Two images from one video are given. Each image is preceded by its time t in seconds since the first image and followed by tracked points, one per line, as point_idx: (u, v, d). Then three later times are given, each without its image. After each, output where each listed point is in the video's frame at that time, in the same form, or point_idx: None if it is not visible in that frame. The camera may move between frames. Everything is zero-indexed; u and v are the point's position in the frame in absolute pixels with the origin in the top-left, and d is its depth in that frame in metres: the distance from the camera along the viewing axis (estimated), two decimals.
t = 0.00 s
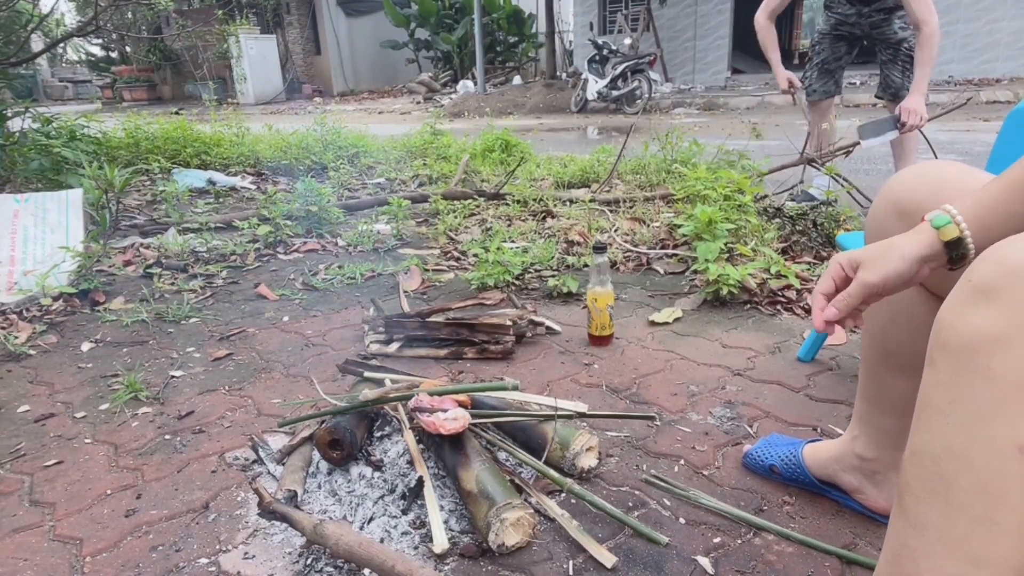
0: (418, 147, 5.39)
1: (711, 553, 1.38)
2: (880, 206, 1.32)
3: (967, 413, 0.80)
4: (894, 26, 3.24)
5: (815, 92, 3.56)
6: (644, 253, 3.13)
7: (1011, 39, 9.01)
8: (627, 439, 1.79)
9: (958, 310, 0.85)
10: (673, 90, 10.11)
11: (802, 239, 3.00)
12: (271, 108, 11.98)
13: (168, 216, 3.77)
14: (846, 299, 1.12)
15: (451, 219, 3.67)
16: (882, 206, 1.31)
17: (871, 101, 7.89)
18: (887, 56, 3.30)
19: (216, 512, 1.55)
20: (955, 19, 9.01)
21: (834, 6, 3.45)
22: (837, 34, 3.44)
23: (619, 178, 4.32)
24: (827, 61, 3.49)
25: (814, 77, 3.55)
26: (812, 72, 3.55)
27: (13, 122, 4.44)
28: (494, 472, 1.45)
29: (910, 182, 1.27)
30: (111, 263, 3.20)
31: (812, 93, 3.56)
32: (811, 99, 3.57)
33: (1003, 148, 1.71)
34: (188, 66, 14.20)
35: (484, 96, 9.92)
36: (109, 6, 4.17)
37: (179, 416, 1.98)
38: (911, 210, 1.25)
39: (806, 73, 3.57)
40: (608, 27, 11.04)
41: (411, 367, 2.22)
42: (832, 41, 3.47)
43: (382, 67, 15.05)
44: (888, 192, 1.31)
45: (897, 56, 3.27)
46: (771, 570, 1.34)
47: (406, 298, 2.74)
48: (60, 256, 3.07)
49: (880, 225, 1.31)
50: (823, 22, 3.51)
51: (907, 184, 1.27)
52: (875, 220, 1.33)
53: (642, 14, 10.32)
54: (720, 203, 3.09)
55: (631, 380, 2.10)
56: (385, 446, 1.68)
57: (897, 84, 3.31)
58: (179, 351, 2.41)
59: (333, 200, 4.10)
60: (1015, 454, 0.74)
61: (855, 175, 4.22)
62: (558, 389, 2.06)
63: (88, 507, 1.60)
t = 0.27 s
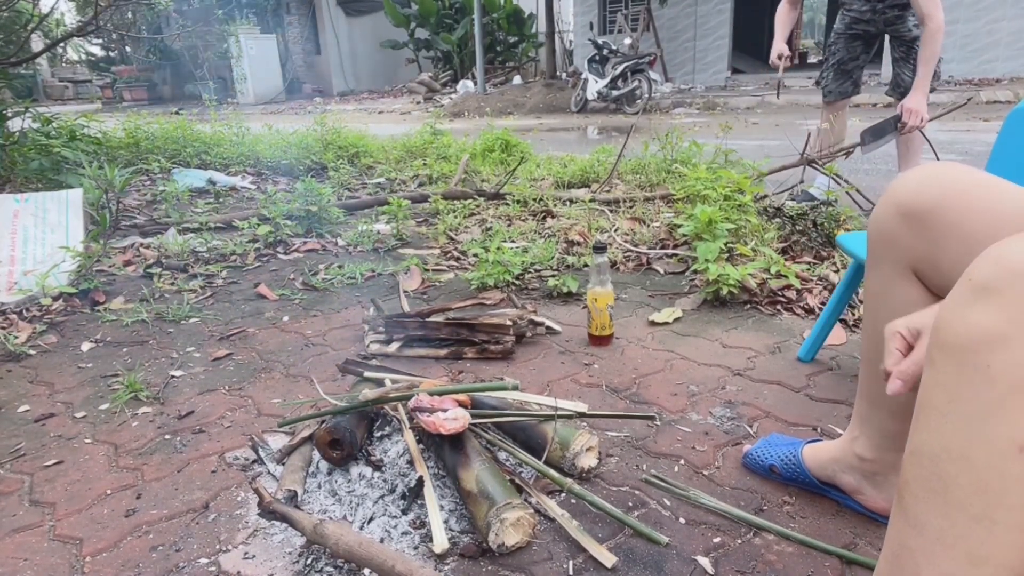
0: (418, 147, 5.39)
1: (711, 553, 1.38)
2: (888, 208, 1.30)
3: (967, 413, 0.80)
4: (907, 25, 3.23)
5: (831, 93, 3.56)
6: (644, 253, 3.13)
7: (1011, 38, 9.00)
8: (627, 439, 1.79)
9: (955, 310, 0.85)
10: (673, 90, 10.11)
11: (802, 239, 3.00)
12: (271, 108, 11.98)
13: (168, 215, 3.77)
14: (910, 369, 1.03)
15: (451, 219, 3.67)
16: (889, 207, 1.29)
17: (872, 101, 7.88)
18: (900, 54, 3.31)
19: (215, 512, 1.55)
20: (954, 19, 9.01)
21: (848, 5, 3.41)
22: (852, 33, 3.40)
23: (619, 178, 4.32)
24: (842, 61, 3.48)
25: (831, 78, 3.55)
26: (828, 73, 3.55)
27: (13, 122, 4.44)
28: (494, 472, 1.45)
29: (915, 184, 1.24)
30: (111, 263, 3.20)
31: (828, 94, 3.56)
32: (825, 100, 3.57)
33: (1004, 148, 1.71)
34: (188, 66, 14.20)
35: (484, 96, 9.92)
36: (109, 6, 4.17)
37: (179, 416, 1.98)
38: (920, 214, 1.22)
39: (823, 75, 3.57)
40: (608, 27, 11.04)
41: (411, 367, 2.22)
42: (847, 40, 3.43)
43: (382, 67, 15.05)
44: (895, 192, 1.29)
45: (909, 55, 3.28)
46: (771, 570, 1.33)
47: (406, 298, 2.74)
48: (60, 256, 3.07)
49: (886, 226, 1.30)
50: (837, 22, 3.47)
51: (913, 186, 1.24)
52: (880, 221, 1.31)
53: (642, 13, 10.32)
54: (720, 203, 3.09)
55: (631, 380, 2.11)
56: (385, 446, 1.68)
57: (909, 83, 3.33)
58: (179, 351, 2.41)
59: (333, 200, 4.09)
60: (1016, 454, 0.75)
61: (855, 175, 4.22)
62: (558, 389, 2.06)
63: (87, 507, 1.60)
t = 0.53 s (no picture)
0: (418, 147, 5.39)
1: (711, 553, 1.39)
2: (896, 207, 1.26)
3: (963, 410, 0.81)
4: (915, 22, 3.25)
5: (835, 94, 3.49)
6: (644, 253, 3.13)
7: (1011, 38, 8.99)
8: (627, 439, 1.79)
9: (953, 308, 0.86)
10: (673, 90, 10.11)
11: (802, 239, 3.00)
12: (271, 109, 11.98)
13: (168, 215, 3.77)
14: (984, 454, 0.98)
15: (451, 219, 3.67)
16: (898, 206, 1.25)
17: (872, 101, 7.88)
18: (906, 52, 3.34)
19: (216, 513, 1.55)
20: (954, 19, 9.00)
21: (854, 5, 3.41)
22: (857, 33, 3.40)
23: (619, 178, 4.32)
24: (847, 62, 3.46)
25: (835, 79, 3.51)
26: (832, 74, 3.51)
27: (13, 122, 4.44)
28: (494, 472, 1.45)
29: (924, 184, 1.20)
30: (111, 263, 3.20)
31: (833, 95, 3.51)
32: (829, 101, 3.51)
33: (1004, 149, 1.71)
34: (189, 66, 14.20)
35: (484, 96, 9.92)
36: (109, 6, 4.18)
37: (179, 416, 1.98)
38: (928, 213, 1.18)
39: (827, 75, 3.52)
40: (608, 27, 11.04)
41: (411, 366, 2.22)
42: (853, 41, 3.43)
43: (382, 67, 15.05)
44: (905, 191, 1.25)
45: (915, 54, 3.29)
46: (771, 570, 1.34)
47: (406, 298, 2.75)
48: (60, 256, 3.07)
49: (896, 226, 1.26)
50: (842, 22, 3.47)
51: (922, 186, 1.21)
52: (889, 222, 1.28)
53: (642, 14, 10.32)
54: (720, 203, 3.09)
55: (631, 380, 2.11)
56: (384, 446, 1.68)
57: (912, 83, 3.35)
58: (179, 351, 2.41)
59: (333, 201, 4.10)
60: (1010, 451, 0.76)
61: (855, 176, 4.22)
62: (557, 389, 2.06)
63: (88, 507, 1.60)
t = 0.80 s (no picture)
0: (418, 147, 5.39)
1: (711, 554, 1.38)
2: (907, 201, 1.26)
3: (958, 403, 0.81)
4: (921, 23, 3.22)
5: (838, 95, 3.47)
6: (644, 253, 3.13)
7: (1011, 39, 8.99)
8: (627, 439, 1.79)
9: (945, 302, 0.86)
10: (673, 91, 10.11)
11: (801, 239, 3.00)
12: (271, 109, 11.99)
13: (168, 215, 3.77)
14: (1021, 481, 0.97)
15: (451, 219, 3.67)
16: (910, 199, 1.25)
17: (872, 101, 7.88)
18: (911, 50, 3.31)
19: (216, 513, 1.55)
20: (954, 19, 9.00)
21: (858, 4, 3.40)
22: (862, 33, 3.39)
23: (619, 178, 4.32)
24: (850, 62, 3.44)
25: (838, 79, 3.47)
26: (834, 74, 3.47)
27: (13, 122, 4.45)
28: (494, 472, 1.45)
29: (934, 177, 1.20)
30: (111, 263, 3.20)
31: (835, 96, 3.47)
32: (834, 101, 3.49)
33: (1004, 148, 1.71)
34: (188, 67, 14.20)
35: (484, 96, 9.92)
36: (109, 7, 4.18)
37: (179, 416, 1.98)
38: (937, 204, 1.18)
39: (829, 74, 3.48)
40: (608, 27, 11.04)
41: (411, 367, 2.22)
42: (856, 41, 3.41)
43: (382, 67, 15.05)
44: (916, 185, 1.24)
45: (920, 53, 3.28)
46: (771, 570, 1.34)
47: (406, 298, 2.75)
48: (60, 256, 3.06)
49: (907, 218, 1.25)
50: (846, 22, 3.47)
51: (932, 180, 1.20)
52: (901, 215, 1.27)
53: (642, 14, 10.32)
54: (720, 203, 3.09)
55: (631, 380, 2.11)
56: (385, 446, 1.68)
57: (915, 82, 3.36)
58: (179, 351, 2.41)
59: (334, 201, 4.10)
60: (1005, 444, 0.77)
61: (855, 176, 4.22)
62: (557, 389, 2.06)
63: (88, 507, 1.60)
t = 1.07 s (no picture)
0: (418, 147, 5.39)
1: (710, 554, 1.39)
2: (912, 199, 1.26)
3: (956, 403, 0.81)
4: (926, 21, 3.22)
5: (841, 95, 3.46)
6: (644, 253, 3.13)
7: (1011, 39, 8.98)
8: (627, 439, 1.79)
9: (944, 301, 0.86)
10: (673, 91, 10.11)
11: (801, 239, 3.00)
12: (271, 109, 11.99)
13: (168, 215, 3.77)
14: None
15: (451, 219, 3.67)
16: (915, 198, 1.25)
17: (872, 101, 7.88)
18: (917, 50, 3.31)
19: (216, 513, 1.55)
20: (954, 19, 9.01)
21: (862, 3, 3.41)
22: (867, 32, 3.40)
23: (619, 178, 4.32)
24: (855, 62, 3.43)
25: (841, 79, 3.46)
26: (838, 73, 3.46)
27: (14, 122, 4.45)
28: (494, 472, 1.45)
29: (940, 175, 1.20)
30: (111, 263, 3.20)
31: (837, 95, 3.47)
32: (835, 101, 3.49)
33: (1005, 148, 1.71)
34: (188, 66, 14.20)
35: (484, 96, 9.92)
36: (109, 7, 4.18)
37: (179, 416, 1.98)
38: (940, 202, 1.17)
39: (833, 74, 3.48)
40: (608, 27, 11.04)
41: (411, 367, 2.22)
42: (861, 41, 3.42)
43: (382, 67, 15.04)
44: (921, 184, 1.25)
45: (926, 53, 3.28)
46: (771, 570, 1.34)
47: (406, 298, 2.75)
48: (60, 256, 3.06)
49: (913, 215, 1.25)
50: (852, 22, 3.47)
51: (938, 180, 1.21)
52: (906, 214, 1.28)
53: (642, 14, 10.32)
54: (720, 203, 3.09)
55: (631, 380, 2.11)
56: (385, 446, 1.68)
57: (920, 82, 3.34)
58: (179, 351, 2.41)
59: (334, 201, 4.10)
60: (1003, 443, 0.77)
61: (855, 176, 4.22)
62: (557, 389, 2.06)
63: (88, 507, 1.60)
